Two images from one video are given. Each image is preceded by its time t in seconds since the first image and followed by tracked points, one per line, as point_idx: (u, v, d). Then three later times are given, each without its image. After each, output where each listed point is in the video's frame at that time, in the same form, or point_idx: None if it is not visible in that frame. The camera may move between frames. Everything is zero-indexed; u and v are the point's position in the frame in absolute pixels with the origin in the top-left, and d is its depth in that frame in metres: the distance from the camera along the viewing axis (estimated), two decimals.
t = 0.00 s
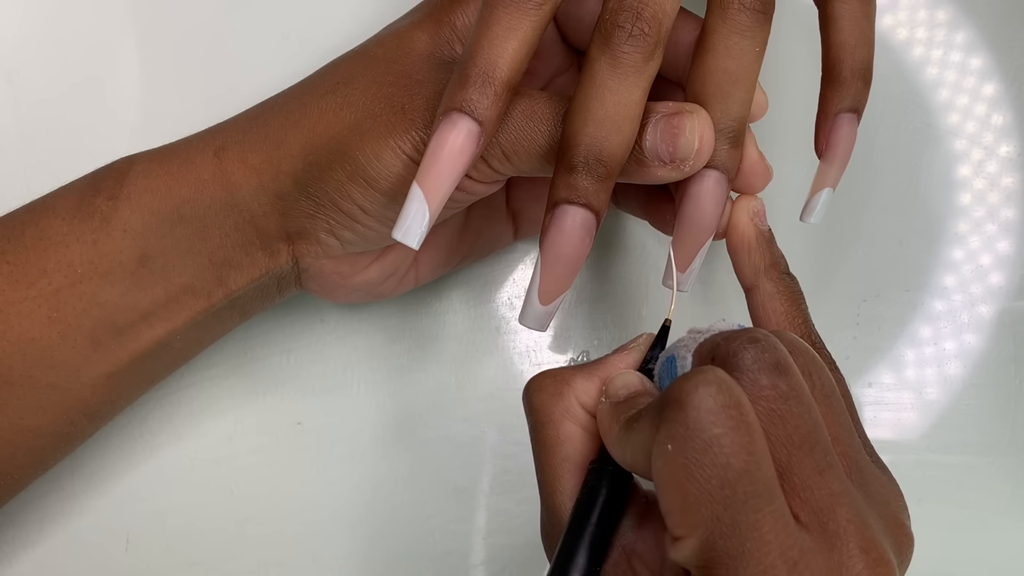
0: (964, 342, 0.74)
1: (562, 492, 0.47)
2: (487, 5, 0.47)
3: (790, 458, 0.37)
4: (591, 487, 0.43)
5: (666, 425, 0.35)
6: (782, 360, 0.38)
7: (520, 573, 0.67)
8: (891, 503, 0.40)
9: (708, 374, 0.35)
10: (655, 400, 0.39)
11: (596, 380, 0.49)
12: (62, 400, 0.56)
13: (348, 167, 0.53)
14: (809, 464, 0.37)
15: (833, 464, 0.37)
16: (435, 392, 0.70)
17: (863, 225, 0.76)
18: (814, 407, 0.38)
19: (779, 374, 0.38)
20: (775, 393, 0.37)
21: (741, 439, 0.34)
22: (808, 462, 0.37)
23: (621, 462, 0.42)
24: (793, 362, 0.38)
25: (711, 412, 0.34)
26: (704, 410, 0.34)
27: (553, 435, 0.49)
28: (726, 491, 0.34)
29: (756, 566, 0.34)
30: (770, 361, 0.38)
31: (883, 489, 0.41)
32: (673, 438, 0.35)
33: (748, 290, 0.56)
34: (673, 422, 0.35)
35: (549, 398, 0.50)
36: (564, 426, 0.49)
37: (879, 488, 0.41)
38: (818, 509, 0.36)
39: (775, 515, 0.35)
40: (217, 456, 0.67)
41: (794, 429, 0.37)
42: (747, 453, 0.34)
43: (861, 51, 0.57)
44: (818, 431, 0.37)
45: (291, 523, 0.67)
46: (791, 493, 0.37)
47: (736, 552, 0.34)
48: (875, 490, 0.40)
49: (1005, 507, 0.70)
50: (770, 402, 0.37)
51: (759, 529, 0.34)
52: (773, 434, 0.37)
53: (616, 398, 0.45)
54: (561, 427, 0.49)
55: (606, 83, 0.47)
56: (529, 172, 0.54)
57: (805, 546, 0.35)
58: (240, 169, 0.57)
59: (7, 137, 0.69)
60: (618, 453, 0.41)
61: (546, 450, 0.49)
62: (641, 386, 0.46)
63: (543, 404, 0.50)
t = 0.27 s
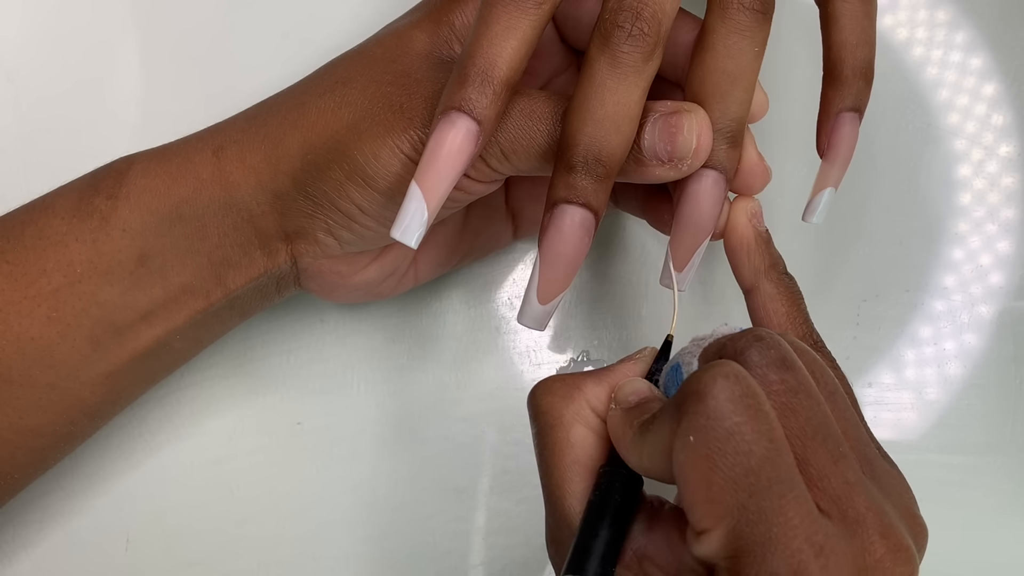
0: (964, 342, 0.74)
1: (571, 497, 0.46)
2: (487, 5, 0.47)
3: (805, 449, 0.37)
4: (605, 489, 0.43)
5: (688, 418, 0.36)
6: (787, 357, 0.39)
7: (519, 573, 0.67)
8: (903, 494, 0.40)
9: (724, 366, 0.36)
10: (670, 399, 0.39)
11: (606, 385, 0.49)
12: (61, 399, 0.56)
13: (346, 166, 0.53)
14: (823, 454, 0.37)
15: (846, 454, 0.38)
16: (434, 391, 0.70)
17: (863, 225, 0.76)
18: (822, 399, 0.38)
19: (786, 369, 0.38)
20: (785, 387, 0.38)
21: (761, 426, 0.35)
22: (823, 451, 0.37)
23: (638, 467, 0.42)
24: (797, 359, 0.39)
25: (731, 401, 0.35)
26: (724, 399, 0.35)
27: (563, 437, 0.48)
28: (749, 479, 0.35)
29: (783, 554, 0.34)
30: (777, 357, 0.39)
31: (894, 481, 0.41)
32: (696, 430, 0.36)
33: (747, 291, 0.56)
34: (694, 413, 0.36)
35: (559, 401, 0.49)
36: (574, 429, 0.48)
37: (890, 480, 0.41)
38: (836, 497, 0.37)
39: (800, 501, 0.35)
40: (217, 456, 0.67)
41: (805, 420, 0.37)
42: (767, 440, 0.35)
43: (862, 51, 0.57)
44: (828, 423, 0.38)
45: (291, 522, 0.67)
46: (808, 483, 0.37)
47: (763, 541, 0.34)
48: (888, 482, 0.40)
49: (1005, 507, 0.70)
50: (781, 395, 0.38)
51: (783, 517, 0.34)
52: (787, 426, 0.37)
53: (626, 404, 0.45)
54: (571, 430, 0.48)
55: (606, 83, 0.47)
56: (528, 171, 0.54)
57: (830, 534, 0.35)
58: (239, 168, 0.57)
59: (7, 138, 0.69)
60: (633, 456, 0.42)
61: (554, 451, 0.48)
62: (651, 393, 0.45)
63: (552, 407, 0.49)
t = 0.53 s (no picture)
0: (964, 342, 0.74)
1: (608, 496, 0.45)
2: (486, 5, 0.47)
3: (856, 440, 0.38)
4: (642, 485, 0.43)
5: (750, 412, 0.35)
6: (830, 349, 0.40)
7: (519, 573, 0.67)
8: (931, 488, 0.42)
9: (780, 359, 0.36)
10: (721, 395, 0.39)
11: (639, 383, 0.48)
12: (61, 399, 0.56)
13: (345, 166, 0.53)
14: (874, 445, 0.38)
15: (891, 445, 0.39)
16: (434, 391, 0.70)
17: (863, 225, 0.76)
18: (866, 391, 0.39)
19: (831, 361, 0.40)
20: (833, 378, 0.39)
21: (822, 419, 0.35)
22: (873, 441, 0.38)
23: (686, 469, 0.41)
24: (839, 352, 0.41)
25: (792, 396, 0.35)
26: (785, 392, 0.35)
27: (599, 435, 0.46)
28: (816, 471, 0.35)
29: (850, 545, 0.35)
30: (822, 350, 0.40)
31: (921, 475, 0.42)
32: (761, 423, 0.35)
33: (751, 293, 0.56)
34: (756, 409, 0.35)
35: (595, 398, 0.48)
36: (610, 427, 0.47)
37: (919, 474, 0.42)
38: (886, 487, 0.38)
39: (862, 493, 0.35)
40: (217, 456, 0.67)
41: (855, 411, 0.38)
42: (830, 434, 0.35)
43: (863, 50, 0.57)
44: (874, 414, 0.39)
45: (291, 522, 0.67)
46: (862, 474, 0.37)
47: (831, 533, 0.35)
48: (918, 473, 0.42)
49: (1005, 507, 0.70)
50: (830, 387, 0.39)
51: (847, 507, 0.35)
52: (840, 416, 0.38)
53: (662, 402, 0.45)
54: (607, 428, 0.47)
55: (605, 83, 0.47)
56: (528, 171, 0.54)
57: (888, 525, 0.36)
58: (238, 168, 0.57)
59: (7, 138, 0.69)
60: (681, 455, 0.41)
61: (590, 450, 0.46)
62: (684, 390, 0.45)
63: (587, 404, 0.48)
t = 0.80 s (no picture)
0: (964, 342, 0.74)
1: (630, 493, 0.44)
2: (487, 5, 0.47)
3: (883, 435, 0.39)
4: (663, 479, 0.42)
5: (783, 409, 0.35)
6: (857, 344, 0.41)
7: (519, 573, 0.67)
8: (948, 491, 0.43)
9: (808, 357, 0.36)
10: (748, 392, 0.39)
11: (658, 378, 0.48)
12: (61, 399, 0.56)
13: (344, 165, 0.53)
14: (900, 440, 0.39)
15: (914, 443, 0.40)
16: (434, 391, 0.70)
17: (863, 225, 0.76)
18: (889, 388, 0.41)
19: (859, 356, 0.41)
20: (858, 373, 0.40)
21: (853, 416, 0.35)
22: (899, 436, 0.39)
23: (712, 467, 0.41)
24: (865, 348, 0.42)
25: (822, 394, 0.35)
26: (815, 390, 0.35)
27: (620, 431, 0.46)
28: (849, 470, 0.35)
29: (883, 543, 0.35)
30: (850, 345, 0.41)
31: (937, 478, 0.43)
32: (795, 421, 0.35)
33: (751, 293, 0.56)
34: (788, 408, 0.35)
35: (616, 394, 0.47)
36: (632, 422, 0.46)
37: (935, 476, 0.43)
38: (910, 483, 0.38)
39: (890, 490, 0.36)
40: (217, 456, 0.67)
41: (881, 406, 0.39)
42: (862, 433, 0.35)
43: (863, 50, 0.57)
44: (899, 410, 0.40)
45: (292, 522, 0.67)
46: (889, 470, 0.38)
47: (863, 532, 0.35)
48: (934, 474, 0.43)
49: (1005, 507, 0.70)
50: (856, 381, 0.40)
51: (880, 505, 0.35)
52: (868, 410, 0.39)
53: (683, 397, 0.45)
54: (628, 424, 0.46)
55: (606, 84, 0.47)
56: (528, 171, 0.54)
57: (915, 522, 0.37)
58: (237, 167, 0.57)
59: (7, 138, 0.69)
60: (706, 452, 0.41)
61: (611, 446, 0.46)
62: (703, 386, 0.46)
63: (608, 399, 0.47)
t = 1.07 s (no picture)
0: (964, 342, 0.74)
1: (647, 498, 0.44)
2: (487, 4, 0.47)
3: (904, 441, 0.39)
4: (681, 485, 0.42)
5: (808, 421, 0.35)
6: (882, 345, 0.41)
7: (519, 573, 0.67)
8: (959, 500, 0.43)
9: (834, 366, 0.35)
10: (773, 399, 0.39)
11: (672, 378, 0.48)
12: (61, 399, 0.56)
13: (343, 165, 0.53)
14: (920, 445, 0.39)
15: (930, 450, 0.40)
16: (434, 390, 0.70)
17: (863, 226, 0.76)
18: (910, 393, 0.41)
19: (883, 359, 0.41)
20: (882, 376, 0.40)
21: (878, 427, 0.35)
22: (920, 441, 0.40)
23: (733, 472, 0.41)
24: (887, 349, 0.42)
25: (845, 408, 0.35)
26: (840, 402, 0.35)
27: (635, 436, 0.45)
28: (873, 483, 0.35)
29: (903, 551, 0.36)
30: (874, 347, 0.41)
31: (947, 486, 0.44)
32: (820, 434, 0.35)
33: (752, 294, 0.56)
34: (812, 420, 0.35)
35: (630, 398, 0.46)
36: (647, 426, 0.46)
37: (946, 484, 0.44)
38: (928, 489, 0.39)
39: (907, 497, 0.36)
40: (217, 456, 0.67)
41: (902, 410, 0.40)
42: (886, 443, 0.35)
43: (863, 50, 0.57)
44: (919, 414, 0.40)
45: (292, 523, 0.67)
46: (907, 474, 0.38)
47: (883, 542, 0.36)
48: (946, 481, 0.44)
49: (1005, 507, 0.70)
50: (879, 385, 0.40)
51: (901, 515, 0.36)
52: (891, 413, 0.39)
53: (699, 401, 0.44)
54: (643, 428, 0.46)
55: (606, 84, 0.47)
56: (528, 171, 0.54)
57: (932, 529, 0.38)
58: (236, 167, 0.57)
59: (8, 138, 0.69)
60: (727, 457, 0.41)
61: (626, 451, 0.45)
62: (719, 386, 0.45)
63: (621, 404, 0.46)
